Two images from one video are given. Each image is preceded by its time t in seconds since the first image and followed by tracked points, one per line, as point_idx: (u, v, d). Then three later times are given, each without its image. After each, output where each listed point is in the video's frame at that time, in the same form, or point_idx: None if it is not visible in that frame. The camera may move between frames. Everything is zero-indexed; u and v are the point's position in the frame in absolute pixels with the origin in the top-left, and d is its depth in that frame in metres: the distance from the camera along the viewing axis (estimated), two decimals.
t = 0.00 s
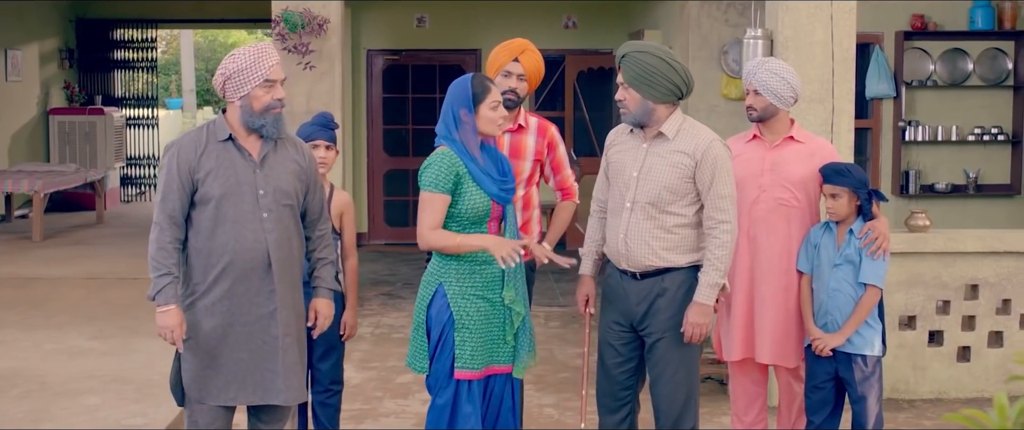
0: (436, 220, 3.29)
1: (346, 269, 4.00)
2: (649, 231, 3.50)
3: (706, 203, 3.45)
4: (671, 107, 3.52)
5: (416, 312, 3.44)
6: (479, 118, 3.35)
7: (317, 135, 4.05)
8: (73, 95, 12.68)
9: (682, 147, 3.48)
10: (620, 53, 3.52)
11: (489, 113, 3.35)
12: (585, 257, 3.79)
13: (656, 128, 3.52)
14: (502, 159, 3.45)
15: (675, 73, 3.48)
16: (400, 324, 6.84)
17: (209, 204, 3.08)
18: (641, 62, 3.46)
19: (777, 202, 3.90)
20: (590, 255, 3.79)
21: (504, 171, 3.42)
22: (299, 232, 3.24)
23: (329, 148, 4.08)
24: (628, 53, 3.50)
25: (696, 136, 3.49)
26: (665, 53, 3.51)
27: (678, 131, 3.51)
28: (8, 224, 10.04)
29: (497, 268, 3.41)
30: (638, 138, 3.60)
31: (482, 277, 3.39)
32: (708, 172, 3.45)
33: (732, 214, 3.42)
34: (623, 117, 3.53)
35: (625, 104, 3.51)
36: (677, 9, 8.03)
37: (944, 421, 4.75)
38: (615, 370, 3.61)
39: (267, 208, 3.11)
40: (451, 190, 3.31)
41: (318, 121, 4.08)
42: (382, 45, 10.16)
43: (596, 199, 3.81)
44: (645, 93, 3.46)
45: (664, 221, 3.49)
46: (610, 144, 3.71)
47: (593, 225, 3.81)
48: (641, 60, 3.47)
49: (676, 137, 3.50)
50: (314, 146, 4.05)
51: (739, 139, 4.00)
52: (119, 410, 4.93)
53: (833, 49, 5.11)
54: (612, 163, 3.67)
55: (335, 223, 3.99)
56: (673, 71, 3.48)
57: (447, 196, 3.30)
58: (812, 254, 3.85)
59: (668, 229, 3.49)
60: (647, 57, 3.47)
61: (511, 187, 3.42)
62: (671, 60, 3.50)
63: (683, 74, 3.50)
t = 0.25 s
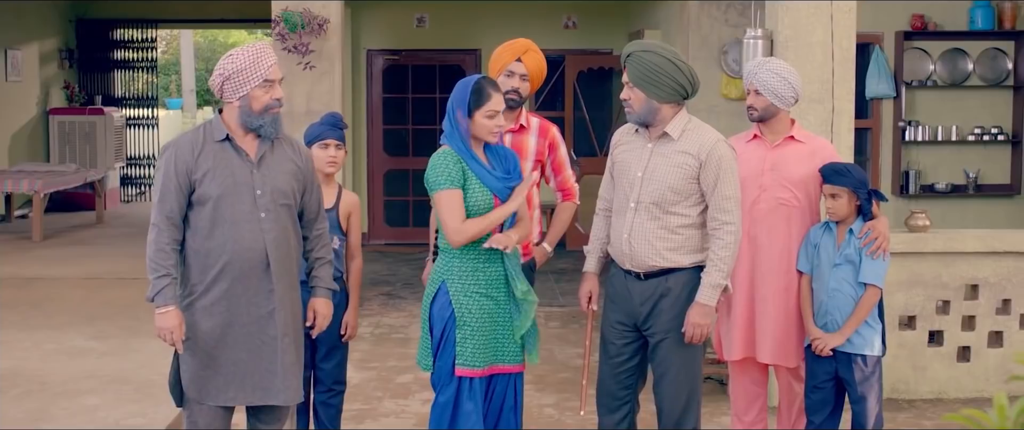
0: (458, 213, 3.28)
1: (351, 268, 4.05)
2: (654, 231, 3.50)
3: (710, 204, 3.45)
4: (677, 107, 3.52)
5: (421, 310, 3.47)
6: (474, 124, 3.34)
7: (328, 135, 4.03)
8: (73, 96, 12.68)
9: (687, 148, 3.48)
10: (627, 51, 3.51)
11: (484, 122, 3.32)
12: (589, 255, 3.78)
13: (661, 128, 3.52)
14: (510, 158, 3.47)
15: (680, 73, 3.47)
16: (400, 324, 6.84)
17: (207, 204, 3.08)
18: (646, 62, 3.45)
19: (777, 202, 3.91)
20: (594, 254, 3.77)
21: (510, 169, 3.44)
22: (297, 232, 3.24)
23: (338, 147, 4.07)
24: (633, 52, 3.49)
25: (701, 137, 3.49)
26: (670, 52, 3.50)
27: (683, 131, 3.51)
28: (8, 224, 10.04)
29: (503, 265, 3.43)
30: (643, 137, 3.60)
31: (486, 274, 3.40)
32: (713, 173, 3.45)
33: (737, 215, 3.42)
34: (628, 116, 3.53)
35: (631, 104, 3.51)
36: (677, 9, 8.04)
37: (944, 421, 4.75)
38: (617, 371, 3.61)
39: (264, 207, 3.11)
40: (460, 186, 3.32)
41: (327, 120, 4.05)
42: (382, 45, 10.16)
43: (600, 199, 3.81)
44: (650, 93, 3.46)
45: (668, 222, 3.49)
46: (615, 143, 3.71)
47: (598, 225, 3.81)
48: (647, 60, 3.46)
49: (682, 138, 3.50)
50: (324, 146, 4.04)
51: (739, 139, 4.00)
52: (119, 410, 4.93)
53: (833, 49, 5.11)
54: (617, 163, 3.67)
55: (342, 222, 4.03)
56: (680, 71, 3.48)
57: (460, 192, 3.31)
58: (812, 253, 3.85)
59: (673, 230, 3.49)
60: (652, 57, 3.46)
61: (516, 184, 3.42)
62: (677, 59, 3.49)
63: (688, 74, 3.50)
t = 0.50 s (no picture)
0: (434, 214, 3.32)
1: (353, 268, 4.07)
2: (655, 232, 3.50)
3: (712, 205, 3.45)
4: (681, 108, 3.52)
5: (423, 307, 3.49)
6: (475, 120, 3.36)
7: (332, 135, 4.03)
8: (72, 96, 12.69)
9: (690, 148, 3.48)
10: (630, 52, 3.51)
11: (484, 117, 3.33)
12: (596, 257, 3.79)
13: (665, 129, 3.52)
14: (521, 160, 3.46)
15: (684, 73, 3.48)
16: (400, 324, 6.85)
17: (205, 205, 3.08)
18: (649, 62, 3.46)
19: (777, 202, 3.91)
20: (600, 256, 3.78)
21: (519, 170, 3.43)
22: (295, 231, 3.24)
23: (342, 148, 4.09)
24: (637, 53, 3.49)
25: (705, 138, 3.49)
26: (673, 52, 3.51)
27: (687, 132, 3.51)
28: (7, 225, 10.04)
29: (505, 267, 3.42)
30: (646, 138, 3.61)
31: (486, 275, 3.41)
32: (715, 175, 3.45)
33: (739, 217, 3.41)
34: (631, 117, 3.53)
35: (633, 104, 3.51)
36: (676, 9, 8.05)
37: (943, 421, 4.76)
38: (617, 370, 3.60)
39: (263, 207, 3.12)
40: (449, 188, 3.35)
41: (329, 120, 4.05)
42: (381, 45, 10.16)
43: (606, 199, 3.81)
44: (653, 93, 3.46)
45: (671, 222, 3.50)
46: (620, 143, 3.72)
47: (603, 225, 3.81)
48: (649, 60, 3.47)
49: (685, 139, 3.50)
50: (329, 146, 4.05)
51: (739, 139, 4.00)
52: (118, 410, 4.94)
53: (832, 49, 5.11)
54: (621, 163, 3.68)
55: (345, 222, 4.05)
56: (682, 72, 3.48)
57: (444, 193, 3.34)
58: (812, 253, 3.85)
59: (675, 231, 3.49)
60: (655, 57, 3.47)
61: (520, 187, 3.39)
62: (679, 60, 3.50)
63: (691, 75, 3.51)
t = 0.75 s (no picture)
0: (426, 210, 3.35)
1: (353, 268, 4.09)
2: (655, 232, 3.50)
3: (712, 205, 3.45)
4: (683, 107, 3.53)
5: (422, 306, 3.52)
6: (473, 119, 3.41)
7: (333, 136, 4.03)
8: (70, 96, 12.68)
9: (691, 149, 3.48)
10: (633, 51, 3.52)
11: (477, 118, 3.38)
12: (599, 258, 3.79)
13: (666, 129, 3.53)
14: (526, 162, 3.47)
15: (686, 73, 3.49)
16: (398, 324, 6.85)
17: (203, 205, 3.08)
18: (652, 62, 3.46)
19: (776, 202, 3.91)
20: (603, 257, 3.78)
21: (523, 170, 3.44)
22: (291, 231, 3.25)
23: (342, 148, 4.09)
24: (640, 52, 3.50)
25: (705, 138, 3.49)
26: (676, 52, 3.52)
27: (688, 132, 3.51)
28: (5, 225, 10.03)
29: (505, 267, 3.43)
30: (647, 137, 3.61)
31: (482, 275, 3.42)
32: (715, 175, 3.45)
33: (739, 217, 3.41)
34: (634, 117, 3.54)
35: (636, 103, 3.52)
36: (674, 9, 8.05)
37: (941, 421, 4.76)
38: (617, 370, 3.60)
39: (261, 207, 3.12)
40: (447, 185, 3.36)
41: (328, 121, 4.06)
42: (379, 45, 10.16)
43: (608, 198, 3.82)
44: (656, 93, 3.47)
45: (670, 222, 3.50)
46: (621, 143, 3.72)
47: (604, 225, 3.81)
48: (652, 60, 3.47)
49: (686, 139, 3.50)
50: (329, 147, 4.04)
51: (738, 139, 4.00)
52: (116, 410, 4.94)
53: (831, 49, 5.12)
54: (622, 162, 3.68)
55: (345, 221, 4.06)
56: (686, 72, 3.49)
57: (443, 190, 3.36)
58: (810, 253, 3.85)
59: (674, 230, 3.50)
60: (658, 57, 3.47)
61: (522, 187, 3.40)
62: (682, 60, 3.51)
63: (695, 75, 3.51)
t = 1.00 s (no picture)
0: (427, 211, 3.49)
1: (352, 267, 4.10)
2: (655, 231, 3.50)
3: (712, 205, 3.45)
4: (684, 107, 3.53)
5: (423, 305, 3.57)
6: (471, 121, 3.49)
7: (334, 136, 4.04)
8: (70, 96, 12.68)
9: (691, 148, 3.48)
10: (634, 51, 3.51)
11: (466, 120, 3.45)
12: (599, 258, 3.79)
13: (666, 129, 3.53)
14: (525, 162, 3.48)
15: (688, 73, 3.49)
16: (397, 325, 6.85)
17: (203, 206, 3.08)
18: (654, 62, 3.46)
19: (775, 202, 3.91)
20: (603, 256, 3.77)
21: (518, 173, 3.45)
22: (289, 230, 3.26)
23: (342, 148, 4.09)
24: (642, 52, 3.49)
25: (705, 138, 3.49)
26: (677, 53, 3.52)
27: (688, 132, 3.51)
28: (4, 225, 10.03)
29: (498, 267, 3.46)
30: (647, 137, 3.62)
31: (475, 274, 3.46)
32: (715, 175, 3.45)
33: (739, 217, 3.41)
34: (634, 116, 3.54)
35: (638, 103, 3.52)
36: (674, 9, 8.06)
37: (941, 421, 4.76)
38: (618, 369, 3.59)
39: (260, 207, 3.12)
40: (443, 185, 3.46)
41: (328, 121, 4.06)
42: (379, 45, 10.16)
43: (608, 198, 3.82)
44: (657, 93, 3.47)
45: (670, 222, 3.50)
46: (621, 143, 3.73)
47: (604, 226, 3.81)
48: (653, 60, 3.47)
49: (686, 139, 3.50)
50: (331, 147, 4.04)
51: (737, 139, 4.00)
52: (116, 410, 4.94)
53: (830, 49, 5.12)
54: (622, 162, 3.69)
55: (346, 220, 4.06)
56: (687, 72, 3.49)
57: (436, 190, 3.46)
58: (809, 253, 3.84)
59: (674, 230, 3.50)
60: (660, 57, 3.47)
61: (514, 190, 3.42)
62: (684, 60, 3.51)
63: (695, 76, 3.51)
